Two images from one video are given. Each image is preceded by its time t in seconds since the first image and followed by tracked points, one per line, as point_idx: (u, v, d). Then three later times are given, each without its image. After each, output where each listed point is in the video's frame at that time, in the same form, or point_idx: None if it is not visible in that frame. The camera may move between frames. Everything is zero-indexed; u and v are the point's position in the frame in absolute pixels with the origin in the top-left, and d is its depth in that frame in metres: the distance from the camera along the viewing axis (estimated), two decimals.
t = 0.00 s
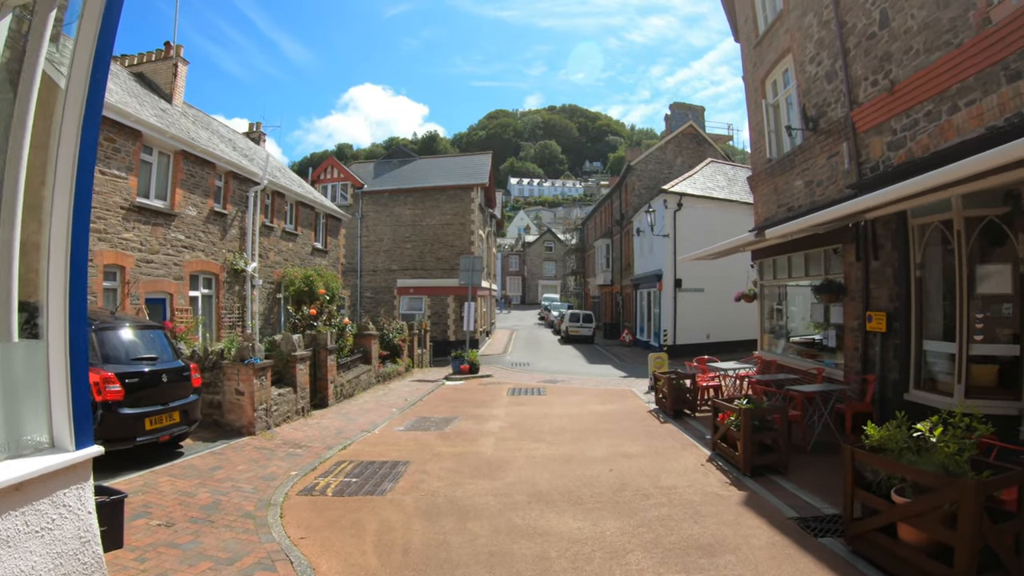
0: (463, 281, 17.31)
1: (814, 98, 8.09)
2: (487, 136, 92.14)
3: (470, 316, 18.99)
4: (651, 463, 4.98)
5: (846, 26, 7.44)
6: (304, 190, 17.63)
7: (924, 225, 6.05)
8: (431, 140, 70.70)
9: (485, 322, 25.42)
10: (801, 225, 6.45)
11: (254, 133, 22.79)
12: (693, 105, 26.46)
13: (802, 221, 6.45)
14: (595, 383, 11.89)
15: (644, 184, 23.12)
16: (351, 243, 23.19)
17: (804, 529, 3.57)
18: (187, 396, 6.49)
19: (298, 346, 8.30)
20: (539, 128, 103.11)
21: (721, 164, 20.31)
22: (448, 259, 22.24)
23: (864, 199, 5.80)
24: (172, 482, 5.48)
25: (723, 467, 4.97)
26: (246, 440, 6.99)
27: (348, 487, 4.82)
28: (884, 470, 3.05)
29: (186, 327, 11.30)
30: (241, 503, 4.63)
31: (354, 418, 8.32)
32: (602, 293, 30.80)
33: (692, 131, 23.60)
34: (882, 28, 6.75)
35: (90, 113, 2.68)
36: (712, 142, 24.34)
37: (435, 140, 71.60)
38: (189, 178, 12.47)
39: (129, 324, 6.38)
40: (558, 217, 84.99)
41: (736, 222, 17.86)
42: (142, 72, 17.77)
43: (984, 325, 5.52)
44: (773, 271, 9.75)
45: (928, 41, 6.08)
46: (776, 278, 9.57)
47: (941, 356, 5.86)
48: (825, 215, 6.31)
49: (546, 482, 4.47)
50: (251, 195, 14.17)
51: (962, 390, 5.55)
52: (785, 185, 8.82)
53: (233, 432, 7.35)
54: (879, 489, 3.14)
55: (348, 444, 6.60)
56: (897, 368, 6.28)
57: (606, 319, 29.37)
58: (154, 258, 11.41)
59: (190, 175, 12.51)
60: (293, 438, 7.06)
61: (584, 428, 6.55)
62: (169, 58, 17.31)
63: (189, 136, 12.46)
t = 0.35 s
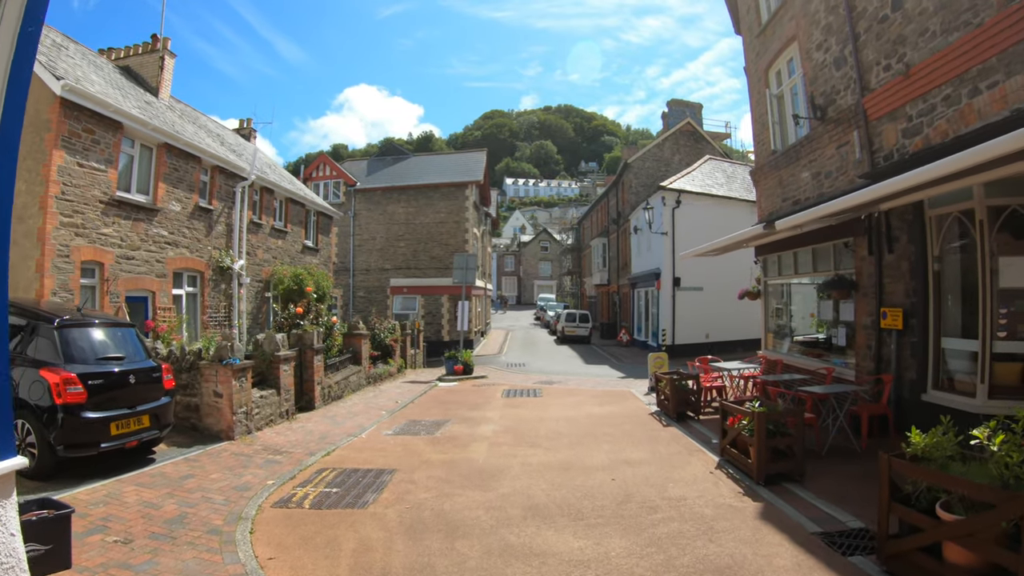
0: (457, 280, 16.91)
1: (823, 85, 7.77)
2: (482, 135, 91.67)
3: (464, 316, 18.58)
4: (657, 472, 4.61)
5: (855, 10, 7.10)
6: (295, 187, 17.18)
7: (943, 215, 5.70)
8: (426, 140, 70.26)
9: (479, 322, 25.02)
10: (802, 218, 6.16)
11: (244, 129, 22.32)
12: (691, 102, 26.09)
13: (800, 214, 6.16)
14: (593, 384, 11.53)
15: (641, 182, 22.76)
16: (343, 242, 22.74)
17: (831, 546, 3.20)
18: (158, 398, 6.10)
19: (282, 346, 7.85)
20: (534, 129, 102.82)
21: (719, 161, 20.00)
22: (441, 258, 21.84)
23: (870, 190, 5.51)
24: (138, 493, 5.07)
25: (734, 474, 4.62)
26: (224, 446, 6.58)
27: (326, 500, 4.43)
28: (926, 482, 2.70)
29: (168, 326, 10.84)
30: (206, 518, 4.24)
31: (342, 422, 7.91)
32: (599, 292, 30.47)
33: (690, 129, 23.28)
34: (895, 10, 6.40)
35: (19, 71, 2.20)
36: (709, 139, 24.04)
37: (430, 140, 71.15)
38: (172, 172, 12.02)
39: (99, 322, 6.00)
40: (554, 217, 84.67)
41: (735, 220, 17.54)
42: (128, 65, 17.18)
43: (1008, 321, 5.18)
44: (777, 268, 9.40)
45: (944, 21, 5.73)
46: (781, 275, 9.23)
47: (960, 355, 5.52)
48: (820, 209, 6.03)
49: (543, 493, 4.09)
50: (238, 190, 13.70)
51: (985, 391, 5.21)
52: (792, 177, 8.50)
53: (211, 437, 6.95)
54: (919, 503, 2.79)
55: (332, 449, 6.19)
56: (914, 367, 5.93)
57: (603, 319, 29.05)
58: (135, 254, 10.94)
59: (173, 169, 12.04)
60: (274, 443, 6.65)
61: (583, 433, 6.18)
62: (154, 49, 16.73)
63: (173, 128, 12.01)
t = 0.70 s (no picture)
0: (448, 278, 16.53)
1: (826, 72, 7.49)
2: (476, 136, 91.17)
3: (454, 315, 18.18)
4: (657, 481, 4.24)
5: None
6: (282, 183, 16.70)
7: (958, 205, 5.40)
8: (419, 141, 69.69)
9: (472, 322, 24.62)
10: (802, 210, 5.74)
11: (231, 125, 21.81)
12: (685, 99, 25.83)
13: (798, 206, 5.73)
14: (587, 385, 11.17)
15: (635, 180, 22.46)
16: (333, 241, 22.28)
17: (854, 564, 2.87)
18: (120, 401, 5.66)
19: (260, 346, 7.36)
20: (528, 129, 102.55)
21: (714, 158, 19.75)
22: (433, 257, 21.44)
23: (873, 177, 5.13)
24: (93, 504, 4.64)
25: (741, 483, 4.26)
26: (194, 452, 6.14)
27: (294, 513, 4.04)
28: (972, 496, 2.40)
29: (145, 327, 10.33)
30: (159, 539, 3.82)
31: (323, 425, 7.51)
32: (593, 292, 30.15)
33: (684, 126, 23.04)
34: None
35: None
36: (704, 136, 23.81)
37: (423, 140, 70.60)
38: (151, 167, 11.34)
39: (62, 322, 5.60)
40: (547, 217, 84.39)
41: (730, 217, 17.26)
42: (110, 59, 16.28)
43: None
44: (778, 264, 9.08)
45: None
46: (782, 270, 8.90)
47: (979, 353, 5.20)
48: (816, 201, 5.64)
49: (532, 506, 3.72)
50: (221, 186, 13.05)
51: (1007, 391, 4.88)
52: (796, 168, 8.24)
53: (182, 442, 6.50)
54: (959, 519, 2.53)
55: (309, 455, 5.77)
56: (928, 365, 5.62)
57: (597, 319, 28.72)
58: (112, 251, 10.32)
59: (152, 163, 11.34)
60: (248, 449, 6.22)
61: (577, 437, 5.81)
62: (137, 42, 15.86)
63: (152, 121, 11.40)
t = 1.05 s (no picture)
0: (440, 276, 16.12)
1: (835, 57, 7.20)
2: (471, 134, 90.58)
3: (447, 314, 17.75)
4: (662, 493, 3.88)
5: None
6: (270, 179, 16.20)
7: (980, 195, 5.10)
8: (413, 140, 69.11)
9: (466, 322, 24.18)
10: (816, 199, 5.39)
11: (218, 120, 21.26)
12: (682, 95, 25.49)
13: (812, 194, 5.38)
14: (584, 386, 10.80)
15: (632, 176, 22.12)
16: (323, 238, 21.81)
17: None
18: (78, 404, 5.23)
19: (239, 346, 6.90)
20: (523, 128, 102.17)
21: (711, 154, 19.44)
22: (426, 255, 21.03)
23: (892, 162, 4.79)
24: (45, 518, 4.21)
25: (756, 495, 3.93)
26: (164, 459, 5.72)
27: (261, 531, 3.65)
28: None
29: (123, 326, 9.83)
30: (109, 561, 3.41)
31: (306, 429, 7.10)
32: (588, 291, 29.80)
33: (681, 122, 22.73)
34: None
35: None
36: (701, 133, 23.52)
37: (416, 138, 70.00)
38: (131, 159, 10.78)
39: (23, 321, 5.18)
40: (542, 216, 83.98)
41: (729, 214, 16.96)
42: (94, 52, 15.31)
43: None
44: (782, 259, 8.77)
45: None
46: (787, 266, 8.59)
47: (1002, 353, 4.88)
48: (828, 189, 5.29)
49: (525, 524, 3.33)
50: (206, 181, 12.46)
51: None
52: (805, 158, 7.99)
53: (153, 448, 6.07)
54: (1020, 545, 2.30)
55: (288, 462, 5.35)
56: (949, 365, 5.30)
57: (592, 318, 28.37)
58: (88, 247, 9.79)
59: (132, 156, 10.78)
60: (222, 456, 5.78)
61: (574, 442, 5.43)
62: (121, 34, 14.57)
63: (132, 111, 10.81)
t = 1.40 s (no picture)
0: (435, 274, 15.73)
1: (848, 42, 6.91)
2: (468, 133, 90.04)
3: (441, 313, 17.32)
4: (674, 510, 3.52)
5: None
6: (262, 174, 15.79)
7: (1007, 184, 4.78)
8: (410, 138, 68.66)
9: (462, 321, 23.79)
10: (836, 186, 5.04)
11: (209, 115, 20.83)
12: (681, 91, 25.17)
13: (832, 180, 5.04)
14: (583, 387, 10.44)
15: (631, 174, 21.78)
16: (316, 236, 21.39)
17: None
18: (38, 408, 4.81)
19: (219, 345, 6.49)
20: (520, 127, 101.80)
21: (711, 150, 19.11)
22: (421, 252, 20.64)
23: (915, 148, 4.38)
24: None
25: (777, 511, 3.67)
26: (134, 467, 5.30)
27: (227, 552, 3.27)
28: None
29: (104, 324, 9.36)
30: None
31: (290, 433, 6.72)
32: (586, 291, 29.45)
33: (681, 119, 22.42)
34: None
35: None
36: (700, 130, 23.22)
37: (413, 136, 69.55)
38: (113, 151, 10.29)
39: None
40: (540, 216, 83.59)
41: (730, 211, 16.63)
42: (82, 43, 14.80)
43: None
44: (790, 254, 8.46)
45: None
46: (795, 263, 8.27)
47: None
48: (847, 176, 4.93)
49: (522, 547, 2.96)
50: (192, 174, 12.00)
51: None
52: (816, 148, 7.71)
53: (125, 454, 5.66)
54: None
55: (267, 469, 4.96)
56: (976, 366, 4.98)
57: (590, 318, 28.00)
58: (66, 242, 9.32)
59: (114, 148, 10.30)
60: (197, 463, 5.36)
61: (575, 449, 5.08)
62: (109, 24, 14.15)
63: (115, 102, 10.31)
